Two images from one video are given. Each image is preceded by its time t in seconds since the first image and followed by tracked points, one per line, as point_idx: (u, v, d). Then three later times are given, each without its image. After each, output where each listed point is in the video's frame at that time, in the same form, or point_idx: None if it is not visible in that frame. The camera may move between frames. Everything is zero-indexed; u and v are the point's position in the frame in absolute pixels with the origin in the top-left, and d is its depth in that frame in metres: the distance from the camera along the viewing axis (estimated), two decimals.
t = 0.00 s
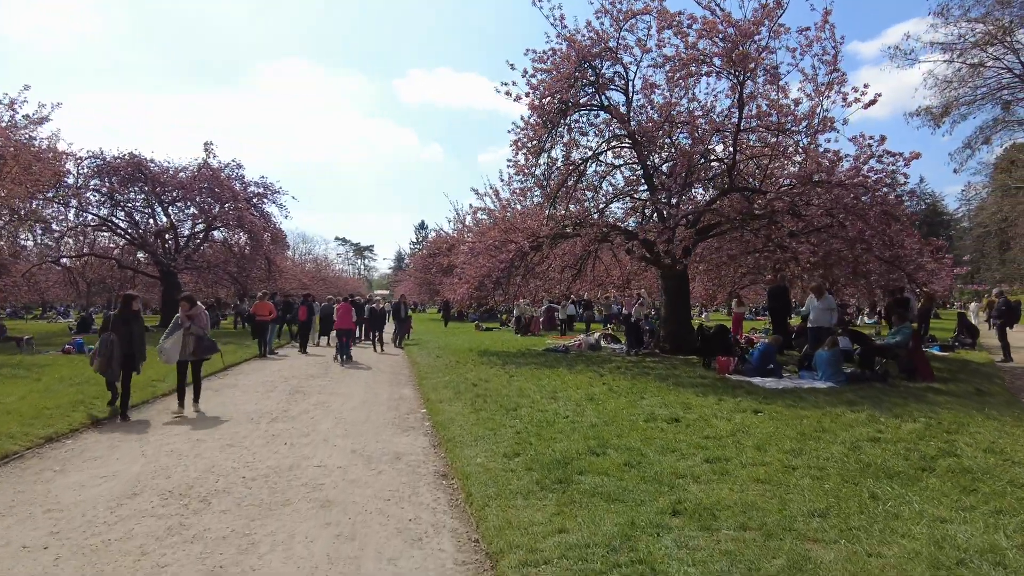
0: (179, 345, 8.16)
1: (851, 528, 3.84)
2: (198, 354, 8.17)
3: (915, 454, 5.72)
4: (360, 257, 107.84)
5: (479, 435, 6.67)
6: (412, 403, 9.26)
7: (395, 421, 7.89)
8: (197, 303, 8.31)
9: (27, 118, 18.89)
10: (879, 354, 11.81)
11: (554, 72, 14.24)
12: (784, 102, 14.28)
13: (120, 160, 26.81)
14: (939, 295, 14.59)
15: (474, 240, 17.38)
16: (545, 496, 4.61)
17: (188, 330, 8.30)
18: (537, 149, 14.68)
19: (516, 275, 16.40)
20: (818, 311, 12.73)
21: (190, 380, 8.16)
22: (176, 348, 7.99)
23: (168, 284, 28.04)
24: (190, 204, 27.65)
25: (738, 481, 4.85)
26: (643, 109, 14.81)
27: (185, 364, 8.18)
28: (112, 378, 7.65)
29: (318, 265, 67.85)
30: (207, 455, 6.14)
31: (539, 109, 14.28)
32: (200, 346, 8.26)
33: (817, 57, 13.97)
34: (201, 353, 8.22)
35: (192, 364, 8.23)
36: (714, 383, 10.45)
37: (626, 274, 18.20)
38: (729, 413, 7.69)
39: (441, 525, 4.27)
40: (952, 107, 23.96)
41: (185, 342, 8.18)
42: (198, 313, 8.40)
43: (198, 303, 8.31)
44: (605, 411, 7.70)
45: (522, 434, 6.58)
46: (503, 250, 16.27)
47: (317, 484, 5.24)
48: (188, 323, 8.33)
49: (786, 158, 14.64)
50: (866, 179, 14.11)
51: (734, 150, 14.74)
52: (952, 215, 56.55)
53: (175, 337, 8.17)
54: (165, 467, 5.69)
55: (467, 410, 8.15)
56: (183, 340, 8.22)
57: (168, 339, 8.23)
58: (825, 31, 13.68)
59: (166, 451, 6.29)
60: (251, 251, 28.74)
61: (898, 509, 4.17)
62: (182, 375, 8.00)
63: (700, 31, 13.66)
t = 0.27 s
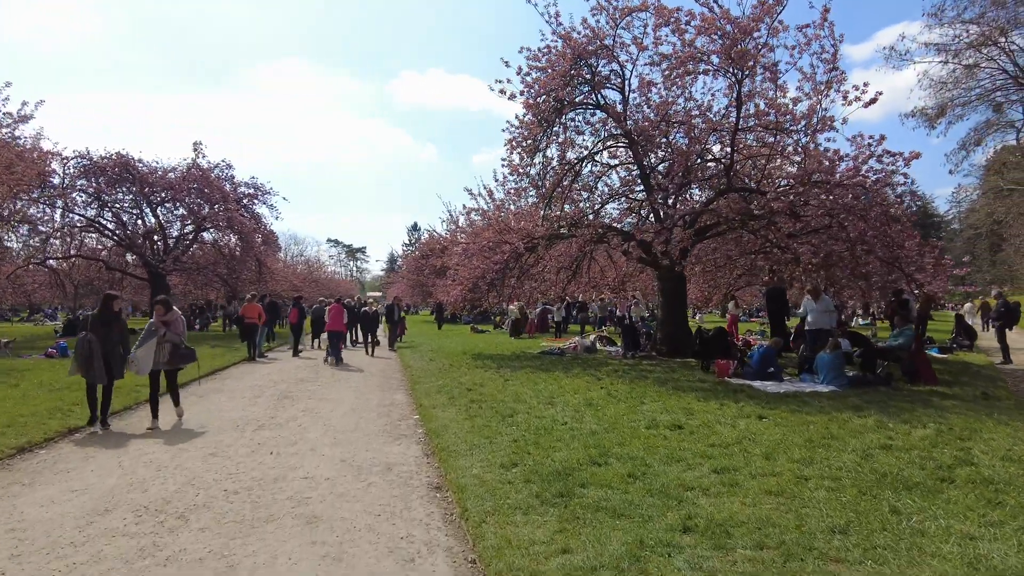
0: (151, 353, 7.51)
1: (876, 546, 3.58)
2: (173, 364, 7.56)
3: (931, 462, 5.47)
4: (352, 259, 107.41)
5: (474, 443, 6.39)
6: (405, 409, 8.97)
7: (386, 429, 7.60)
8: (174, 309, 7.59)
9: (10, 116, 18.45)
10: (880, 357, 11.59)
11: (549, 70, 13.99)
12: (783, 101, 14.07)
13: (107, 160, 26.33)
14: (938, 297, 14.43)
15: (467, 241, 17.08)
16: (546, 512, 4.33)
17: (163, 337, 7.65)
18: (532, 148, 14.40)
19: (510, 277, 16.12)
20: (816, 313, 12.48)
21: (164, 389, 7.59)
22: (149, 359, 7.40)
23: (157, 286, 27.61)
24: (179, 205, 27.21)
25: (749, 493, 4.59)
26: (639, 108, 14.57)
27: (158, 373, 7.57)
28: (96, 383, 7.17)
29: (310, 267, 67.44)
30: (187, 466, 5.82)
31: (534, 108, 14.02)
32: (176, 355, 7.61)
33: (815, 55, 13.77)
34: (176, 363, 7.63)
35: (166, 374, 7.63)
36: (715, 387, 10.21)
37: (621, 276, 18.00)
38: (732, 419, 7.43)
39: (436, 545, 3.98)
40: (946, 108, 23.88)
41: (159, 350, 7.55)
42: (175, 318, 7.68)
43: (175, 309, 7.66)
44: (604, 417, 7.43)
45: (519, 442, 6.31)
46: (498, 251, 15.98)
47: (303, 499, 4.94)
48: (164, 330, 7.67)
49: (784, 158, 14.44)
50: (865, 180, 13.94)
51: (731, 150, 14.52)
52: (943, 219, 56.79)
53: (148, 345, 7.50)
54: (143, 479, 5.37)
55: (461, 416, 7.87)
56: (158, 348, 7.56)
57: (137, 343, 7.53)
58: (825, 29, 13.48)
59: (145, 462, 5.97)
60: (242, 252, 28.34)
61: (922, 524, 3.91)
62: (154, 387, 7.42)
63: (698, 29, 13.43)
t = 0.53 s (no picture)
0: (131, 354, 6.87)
1: (909, 561, 3.34)
2: (151, 365, 6.98)
3: (952, 467, 5.24)
4: (345, 258, 106.94)
5: (473, 448, 6.12)
6: (400, 411, 8.69)
7: (381, 432, 7.32)
8: (153, 305, 7.10)
9: None
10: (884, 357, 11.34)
11: (547, 65, 13.73)
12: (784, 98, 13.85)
13: (95, 157, 25.87)
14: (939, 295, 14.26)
15: (462, 239, 16.79)
16: (553, 523, 4.07)
17: (141, 335, 7.03)
18: (529, 144, 14.13)
19: (507, 275, 15.84)
20: (817, 312, 12.23)
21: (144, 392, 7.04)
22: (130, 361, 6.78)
23: (146, 285, 27.19)
24: (169, 202, 26.78)
25: (767, 502, 4.34)
26: (638, 104, 14.33)
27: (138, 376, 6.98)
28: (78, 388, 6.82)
29: (302, 267, 67.00)
30: (172, 472, 5.51)
31: (531, 104, 13.76)
32: (154, 355, 7.03)
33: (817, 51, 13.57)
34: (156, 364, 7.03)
35: (145, 376, 7.04)
36: (718, 388, 9.97)
37: (618, 275, 17.81)
38: (740, 422, 7.19)
39: (436, 559, 3.71)
40: (943, 108, 23.77)
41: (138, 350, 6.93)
42: (154, 316, 7.17)
43: (155, 306, 7.15)
44: (607, 420, 7.17)
45: (520, 447, 6.05)
46: (494, 249, 15.70)
47: (294, 509, 4.65)
48: (143, 328, 7.03)
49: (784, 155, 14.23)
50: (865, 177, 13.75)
51: (732, 147, 14.30)
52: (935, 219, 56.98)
53: (126, 346, 6.86)
54: (123, 487, 5.06)
55: (458, 418, 7.61)
56: (137, 348, 6.93)
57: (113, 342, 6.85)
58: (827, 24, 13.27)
59: (127, 468, 5.66)
60: (233, 251, 27.94)
61: (955, 536, 3.67)
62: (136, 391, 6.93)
63: (698, 23, 13.20)
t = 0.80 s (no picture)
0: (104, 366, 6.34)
1: None
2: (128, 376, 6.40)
3: (975, 483, 5.00)
4: (337, 260, 106.40)
5: (471, 460, 5.86)
6: (394, 419, 8.39)
7: (375, 443, 7.03)
8: (131, 312, 6.57)
9: None
10: (887, 363, 11.15)
11: (543, 64, 13.48)
12: (785, 99, 13.65)
13: (82, 156, 25.40)
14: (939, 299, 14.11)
15: (456, 241, 16.49)
16: (561, 547, 3.79)
17: (117, 344, 6.49)
18: (525, 145, 13.87)
19: (502, 279, 15.56)
20: (818, 317, 12.03)
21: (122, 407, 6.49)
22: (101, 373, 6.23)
23: (134, 286, 26.73)
24: (158, 203, 26.34)
25: (788, 522, 4.08)
26: (636, 104, 14.10)
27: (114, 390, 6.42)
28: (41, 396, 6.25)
29: (293, 268, 66.50)
30: (152, 488, 5.19)
31: (528, 103, 13.50)
32: (131, 365, 6.40)
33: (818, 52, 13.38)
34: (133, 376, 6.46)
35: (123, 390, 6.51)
36: (720, 395, 9.73)
37: (614, 279, 17.62)
38: (747, 432, 6.94)
39: None
40: (938, 113, 23.67)
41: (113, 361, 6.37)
42: (131, 322, 6.63)
43: (132, 310, 6.59)
44: (610, 430, 6.91)
45: (521, 459, 5.78)
46: (489, 252, 15.42)
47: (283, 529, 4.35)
48: (118, 336, 6.50)
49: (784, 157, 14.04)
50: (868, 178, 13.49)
51: (731, 149, 14.09)
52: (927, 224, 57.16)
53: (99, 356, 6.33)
54: (99, 505, 4.74)
55: (453, 428, 7.35)
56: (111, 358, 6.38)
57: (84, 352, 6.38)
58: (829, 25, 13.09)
59: (106, 483, 5.34)
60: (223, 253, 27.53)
61: (994, 562, 3.42)
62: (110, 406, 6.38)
63: (698, 23, 12.98)
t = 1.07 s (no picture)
0: (72, 366, 5.90)
1: None
2: (100, 377, 6.02)
3: (991, 488, 4.80)
4: (327, 260, 105.78)
5: (465, 465, 5.62)
6: (384, 423, 8.12)
7: (365, 448, 6.77)
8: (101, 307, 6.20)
9: None
10: (886, 364, 10.99)
11: (537, 60, 13.24)
12: (782, 96, 13.48)
13: (66, 153, 24.92)
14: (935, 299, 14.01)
15: (448, 240, 16.22)
16: (563, 561, 3.55)
17: (86, 343, 6.09)
18: (519, 142, 13.63)
19: (495, 278, 15.32)
20: (817, 317, 11.87)
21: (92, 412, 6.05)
22: (66, 373, 5.78)
23: (120, 287, 26.29)
24: (144, 202, 25.90)
25: (803, 532, 3.86)
26: (631, 101, 13.89)
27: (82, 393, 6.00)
28: None
29: (283, 269, 65.98)
30: (127, 496, 4.90)
31: (521, 100, 13.25)
32: (103, 366, 6.05)
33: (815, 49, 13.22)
34: (103, 378, 6.02)
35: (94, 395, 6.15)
36: (718, 396, 9.52)
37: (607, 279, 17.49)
38: (750, 436, 6.72)
39: None
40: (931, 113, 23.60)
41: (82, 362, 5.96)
42: (102, 320, 6.24)
43: (103, 306, 6.23)
44: (609, 434, 6.67)
45: (517, 464, 5.54)
46: (481, 251, 15.17)
47: (266, 541, 4.08)
48: (88, 334, 6.11)
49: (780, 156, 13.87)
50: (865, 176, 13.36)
51: (727, 147, 13.91)
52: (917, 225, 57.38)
53: (67, 355, 5.90)
54: (69, 516, 4.44)
55: (446, 431, 7.10)
56: (81, 358, 5.97)
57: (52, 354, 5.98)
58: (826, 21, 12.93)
59: (78, 492, 5.04)
60: (211, 252, 27.10)
61: None
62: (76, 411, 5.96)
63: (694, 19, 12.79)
